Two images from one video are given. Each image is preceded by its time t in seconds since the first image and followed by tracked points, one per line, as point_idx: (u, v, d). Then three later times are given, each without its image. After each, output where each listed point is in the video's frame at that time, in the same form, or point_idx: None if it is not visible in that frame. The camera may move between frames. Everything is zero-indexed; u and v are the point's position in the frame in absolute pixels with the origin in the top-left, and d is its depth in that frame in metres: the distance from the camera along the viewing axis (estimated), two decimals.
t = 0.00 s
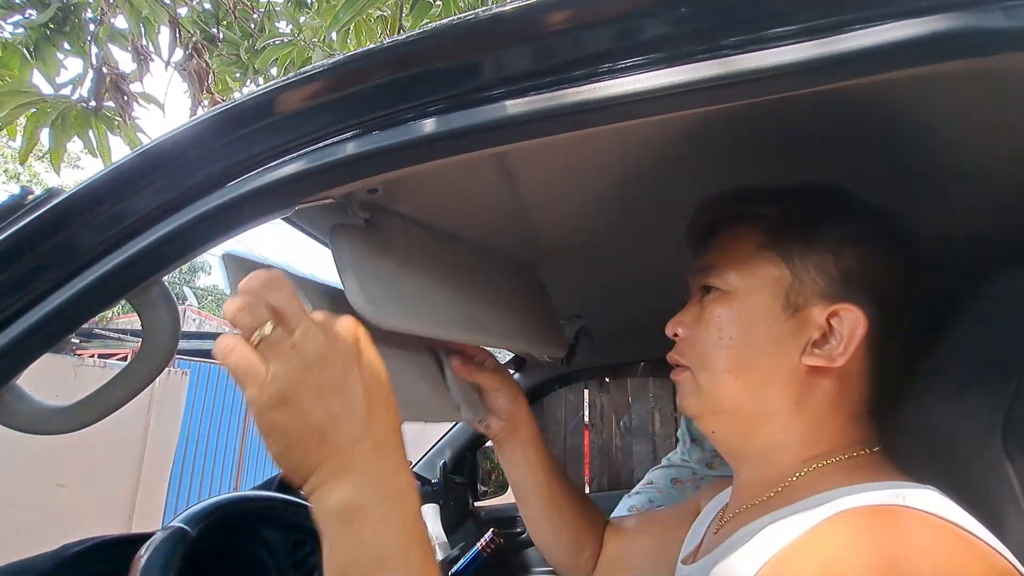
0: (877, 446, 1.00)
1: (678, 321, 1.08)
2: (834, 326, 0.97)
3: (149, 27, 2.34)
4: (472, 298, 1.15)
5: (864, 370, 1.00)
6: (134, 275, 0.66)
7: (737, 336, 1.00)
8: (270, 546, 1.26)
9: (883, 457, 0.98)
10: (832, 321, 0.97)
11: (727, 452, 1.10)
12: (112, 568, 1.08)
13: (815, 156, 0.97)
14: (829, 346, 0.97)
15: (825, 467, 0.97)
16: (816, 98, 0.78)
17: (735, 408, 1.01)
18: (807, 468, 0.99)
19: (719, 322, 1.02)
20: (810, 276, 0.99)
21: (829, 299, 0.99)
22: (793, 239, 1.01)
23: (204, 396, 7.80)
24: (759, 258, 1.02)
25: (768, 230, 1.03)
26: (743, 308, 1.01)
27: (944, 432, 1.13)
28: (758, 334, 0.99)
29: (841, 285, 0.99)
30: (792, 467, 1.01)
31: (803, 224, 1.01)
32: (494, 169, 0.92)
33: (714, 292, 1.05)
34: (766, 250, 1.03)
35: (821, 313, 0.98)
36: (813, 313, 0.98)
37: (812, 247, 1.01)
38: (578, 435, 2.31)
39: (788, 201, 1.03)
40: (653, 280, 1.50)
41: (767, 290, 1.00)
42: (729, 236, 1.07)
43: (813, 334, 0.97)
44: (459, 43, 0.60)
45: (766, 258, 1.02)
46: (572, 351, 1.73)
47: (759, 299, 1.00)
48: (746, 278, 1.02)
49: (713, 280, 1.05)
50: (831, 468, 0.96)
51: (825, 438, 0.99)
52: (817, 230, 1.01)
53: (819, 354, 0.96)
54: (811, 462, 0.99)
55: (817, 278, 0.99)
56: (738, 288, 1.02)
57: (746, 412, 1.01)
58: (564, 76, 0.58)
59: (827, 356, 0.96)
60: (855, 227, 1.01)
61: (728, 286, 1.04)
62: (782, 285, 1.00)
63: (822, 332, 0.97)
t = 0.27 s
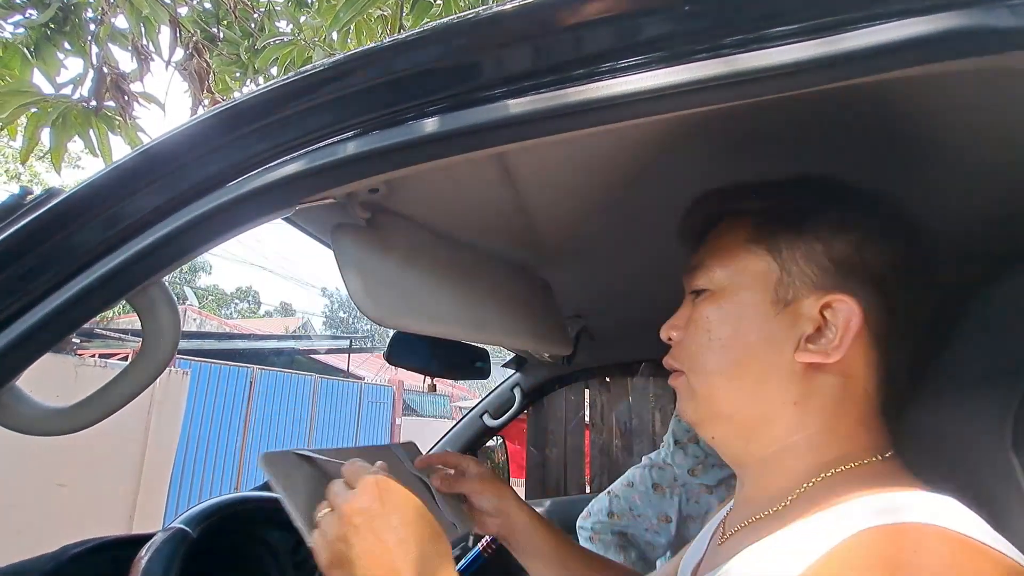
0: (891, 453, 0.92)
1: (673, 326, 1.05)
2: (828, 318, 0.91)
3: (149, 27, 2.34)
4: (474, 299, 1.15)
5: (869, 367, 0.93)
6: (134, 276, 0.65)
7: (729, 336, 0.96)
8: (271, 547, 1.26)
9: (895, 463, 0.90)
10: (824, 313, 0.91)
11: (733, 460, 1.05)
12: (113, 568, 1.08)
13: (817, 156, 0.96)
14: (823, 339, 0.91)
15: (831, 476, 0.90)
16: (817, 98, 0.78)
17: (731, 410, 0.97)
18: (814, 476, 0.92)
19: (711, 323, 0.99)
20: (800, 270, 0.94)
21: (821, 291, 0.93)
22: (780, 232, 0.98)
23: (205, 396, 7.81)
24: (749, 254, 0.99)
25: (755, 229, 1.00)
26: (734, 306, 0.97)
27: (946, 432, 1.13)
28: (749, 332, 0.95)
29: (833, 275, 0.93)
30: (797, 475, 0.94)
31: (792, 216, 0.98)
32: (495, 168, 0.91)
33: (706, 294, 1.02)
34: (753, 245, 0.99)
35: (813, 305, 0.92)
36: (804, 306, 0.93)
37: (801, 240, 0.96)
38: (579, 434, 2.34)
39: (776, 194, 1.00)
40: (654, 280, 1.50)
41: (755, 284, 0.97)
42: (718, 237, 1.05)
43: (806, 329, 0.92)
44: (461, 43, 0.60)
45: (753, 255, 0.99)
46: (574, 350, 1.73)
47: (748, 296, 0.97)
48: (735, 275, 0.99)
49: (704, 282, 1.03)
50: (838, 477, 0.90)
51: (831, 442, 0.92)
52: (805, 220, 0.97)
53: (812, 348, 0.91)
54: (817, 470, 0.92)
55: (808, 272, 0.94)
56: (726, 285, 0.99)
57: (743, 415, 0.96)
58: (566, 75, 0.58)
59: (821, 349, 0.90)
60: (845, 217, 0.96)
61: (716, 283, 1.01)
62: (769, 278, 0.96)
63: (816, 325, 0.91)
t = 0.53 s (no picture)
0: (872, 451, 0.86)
1: (666, 330, 1.08)
2: (780, 322, 0.88)
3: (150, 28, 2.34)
4: (474, 299, 1.15)
5: (836, 362, 0.87)
6: (136, 278, 0.66)
7: (697, 340, 0.98)
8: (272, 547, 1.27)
9: (873, 459, 0.83)
10: (777, 317, 0.89)
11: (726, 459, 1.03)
12: (114, 568, 1.08)
13: (815, 158, 0.97)
14: (775, 343, 0.89)
15: (793, 471, 0.86)
16: (816, 100, 0.78)
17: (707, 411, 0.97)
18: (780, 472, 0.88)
19: (686, 329, 1.01)
20: (756, 276, 0.93)
21: (775, 296, 0.90)
22: (744, 238, 0.96)
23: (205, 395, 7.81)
24: (717, 261, 0.99)
25: (724, 237, 1.00)
26: (703, 313, 0.99)
27: (943, 431, 1.14)
28: (713, 336, 0.96)
29: (788, 279, 0.90)
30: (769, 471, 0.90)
31: (758, 223, 0.96)
32: (494, 170, 0.92)
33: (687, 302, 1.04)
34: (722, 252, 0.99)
35: (767, 310, 0.90)
36: (759, 311, 0.91)
37: (759, 246, 0.94)
38: (578, 434, 2.35)
39: (750, 200, 0.98)
40: (654, 280, 1.50)
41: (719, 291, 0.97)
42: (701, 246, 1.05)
43: (760, 333, 0.90)
44: (460, 46, 0.60)
45: (719, 263, 0.99)
46: (575, 350, 1.74)
47: (713, 302, 0.97)
48: (705, 283, 1.00)
49: (685, 289, 1.05)
50: (801, 470, 0.85)
51: (799, 436, 0.88)
52: (770, 224, 0.94)
53: (764, 351, 0.89)
54: (786, 463, 0.88)
55: (763, 277, 0.92)
56: (699, 293, 1.01)
57: (716, 414, 0.97)
58: (566, 79, 0.58)
59: (772, 352, 0.88)
60: (814, 216, 0.92)
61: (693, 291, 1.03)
62: (730, 287, 0.96)
63: (769, 329, 0.89)
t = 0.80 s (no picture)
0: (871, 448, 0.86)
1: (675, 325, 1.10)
2: (783, 320, 0.90)
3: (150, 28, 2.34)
4: (474, 300, 1.16)
5: (836, 362, 0.89)
6: (135, 278, 0.66)
7: (701, 333, 1.00)
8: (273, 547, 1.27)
9: (868, 454, 0.84)
10: (781, 315, 0.91)
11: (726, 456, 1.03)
12: (114, 568, 1.08)
13: (816, 158, 0.97)
14: (776, 340, 0.90)
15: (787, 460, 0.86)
16: (817, 100, 0.78)
17: (707, 401, 0.99)
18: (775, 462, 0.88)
19: (692, 324, 1.03)
20: (764, 275, 0.95)
21: (780, 295, 0.92)
22: (754, 239, 0.99)
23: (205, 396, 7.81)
24: (728, 260, 1.01)
25: (737, 238, 1.02)
26: (709, 308, 1.01)
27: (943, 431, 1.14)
28: (717, 330, 0.97)
29: (795, 280, 0.92)
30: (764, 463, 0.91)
31: (768, 225, 0.99)
32: (495, 170, 0.92)
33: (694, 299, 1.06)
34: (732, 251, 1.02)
35: (771, 307, 0.92)
36: (763, 308, 0.93)
37: (769, 247, 0.96)
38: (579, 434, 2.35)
39: (762, 204, 1.01)
40: (654, 280, 1.50)
41: (726, 287, 0.99)
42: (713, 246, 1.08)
43: (763, 328, 0.92)
44: (461, 46, 0.60)
45: (729, 262, 1.01)
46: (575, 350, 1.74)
47: (719, 298, 0.99)
48: (714, 280, 1.02)
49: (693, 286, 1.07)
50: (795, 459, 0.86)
51: (796, 430, 0.89)
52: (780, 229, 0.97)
53: (765, 347, 0.90)
54: (781, 454, 0.89)
55: (770, 277, 0.94)
56: (706, 289, 1.03)
57: (715, 407, 0.98)
58: (566, 79, 0.58)
59: (771, 349, 0.90)
60: (820, 224, 0.95)
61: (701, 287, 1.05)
62: (737, 283, 0.98)
63: (771, 326, 0.91)
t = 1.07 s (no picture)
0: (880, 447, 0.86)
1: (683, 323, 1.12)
2: (791, 320, 0.91)
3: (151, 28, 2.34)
4: (475, 298, 1.16)
5: (844, 362, 0.89)
6: (136, 277, 0.66)
7: (709, 330, 1.01)
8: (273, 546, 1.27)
9: (880, 455, 0.83)
10: (789, 314, 0.92)
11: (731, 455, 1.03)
12: (114, 567, 1.08)
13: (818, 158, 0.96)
14: (783, 339, 0.91)
15: (794, 455, 0.86)
16: (819, 100, 0.78)
17: (714, 397, 0.99)
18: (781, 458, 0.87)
19: (700, 321, 1.04)
20: (773, 274, 0.96)
21: (789, 295, 0.93)
22: (766, 242, 1.01)
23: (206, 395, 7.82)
24: (739, 261, 1.03)
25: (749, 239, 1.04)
26: (717, 306, 1.02)
27: (944, 431, 1.14)
28: (725, 328, 0.98)
29: (804, 280, 0.93)
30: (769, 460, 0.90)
31: (779, 230, 1.00)
32: (496, 170, 0.92)
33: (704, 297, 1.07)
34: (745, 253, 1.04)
35: (779, 307, 0.93)
36: (771, 307, 0.94)
37: (781, 248, 0.98)
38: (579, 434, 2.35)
39: (769, 207, 1.03)
40: (655, 280, 1.50)
41: (736, 286, 1.00)
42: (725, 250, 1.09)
43: (772, 327, 0.93)
44: (462, 45, 0.60)
45: (740, 262, 1.03)
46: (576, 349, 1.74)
47: (728, 297, 1.00)
48: (724, 279, 1.04)
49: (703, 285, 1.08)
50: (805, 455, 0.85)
51: (803, 428, 0.89)
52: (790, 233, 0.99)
53: (772, 345, 0.92)
54: (789, 451, 0.88)
55: (780, 276, 0.96)
56: (716, 288, 1.04)
57: (720, 402, 0.99)
58: (567, 78, 0.58)
59: (778, 347, 0.91)
60: (830, 230, 0.97)
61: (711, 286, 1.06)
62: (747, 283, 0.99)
63: (780, 325, 0.92)
